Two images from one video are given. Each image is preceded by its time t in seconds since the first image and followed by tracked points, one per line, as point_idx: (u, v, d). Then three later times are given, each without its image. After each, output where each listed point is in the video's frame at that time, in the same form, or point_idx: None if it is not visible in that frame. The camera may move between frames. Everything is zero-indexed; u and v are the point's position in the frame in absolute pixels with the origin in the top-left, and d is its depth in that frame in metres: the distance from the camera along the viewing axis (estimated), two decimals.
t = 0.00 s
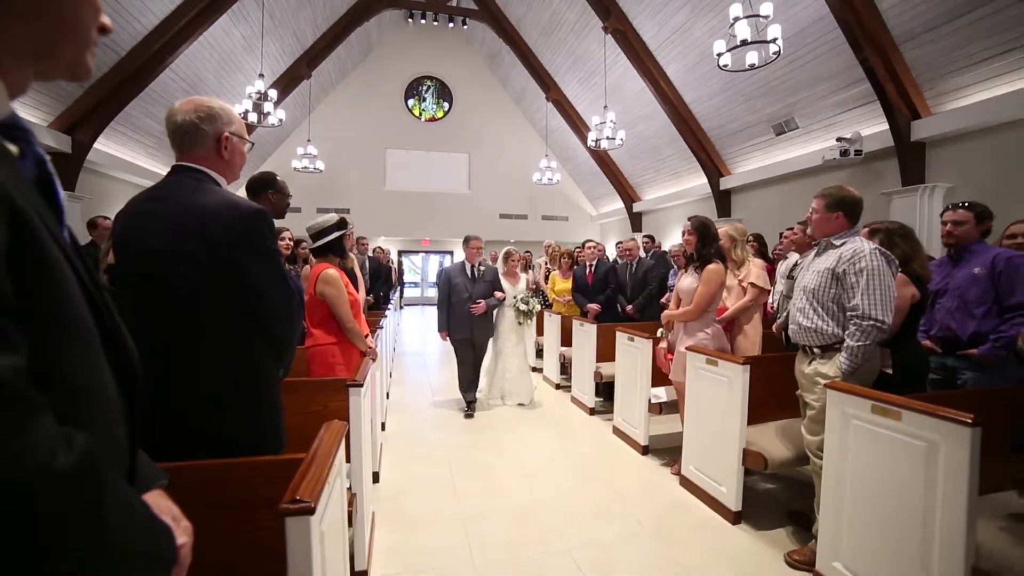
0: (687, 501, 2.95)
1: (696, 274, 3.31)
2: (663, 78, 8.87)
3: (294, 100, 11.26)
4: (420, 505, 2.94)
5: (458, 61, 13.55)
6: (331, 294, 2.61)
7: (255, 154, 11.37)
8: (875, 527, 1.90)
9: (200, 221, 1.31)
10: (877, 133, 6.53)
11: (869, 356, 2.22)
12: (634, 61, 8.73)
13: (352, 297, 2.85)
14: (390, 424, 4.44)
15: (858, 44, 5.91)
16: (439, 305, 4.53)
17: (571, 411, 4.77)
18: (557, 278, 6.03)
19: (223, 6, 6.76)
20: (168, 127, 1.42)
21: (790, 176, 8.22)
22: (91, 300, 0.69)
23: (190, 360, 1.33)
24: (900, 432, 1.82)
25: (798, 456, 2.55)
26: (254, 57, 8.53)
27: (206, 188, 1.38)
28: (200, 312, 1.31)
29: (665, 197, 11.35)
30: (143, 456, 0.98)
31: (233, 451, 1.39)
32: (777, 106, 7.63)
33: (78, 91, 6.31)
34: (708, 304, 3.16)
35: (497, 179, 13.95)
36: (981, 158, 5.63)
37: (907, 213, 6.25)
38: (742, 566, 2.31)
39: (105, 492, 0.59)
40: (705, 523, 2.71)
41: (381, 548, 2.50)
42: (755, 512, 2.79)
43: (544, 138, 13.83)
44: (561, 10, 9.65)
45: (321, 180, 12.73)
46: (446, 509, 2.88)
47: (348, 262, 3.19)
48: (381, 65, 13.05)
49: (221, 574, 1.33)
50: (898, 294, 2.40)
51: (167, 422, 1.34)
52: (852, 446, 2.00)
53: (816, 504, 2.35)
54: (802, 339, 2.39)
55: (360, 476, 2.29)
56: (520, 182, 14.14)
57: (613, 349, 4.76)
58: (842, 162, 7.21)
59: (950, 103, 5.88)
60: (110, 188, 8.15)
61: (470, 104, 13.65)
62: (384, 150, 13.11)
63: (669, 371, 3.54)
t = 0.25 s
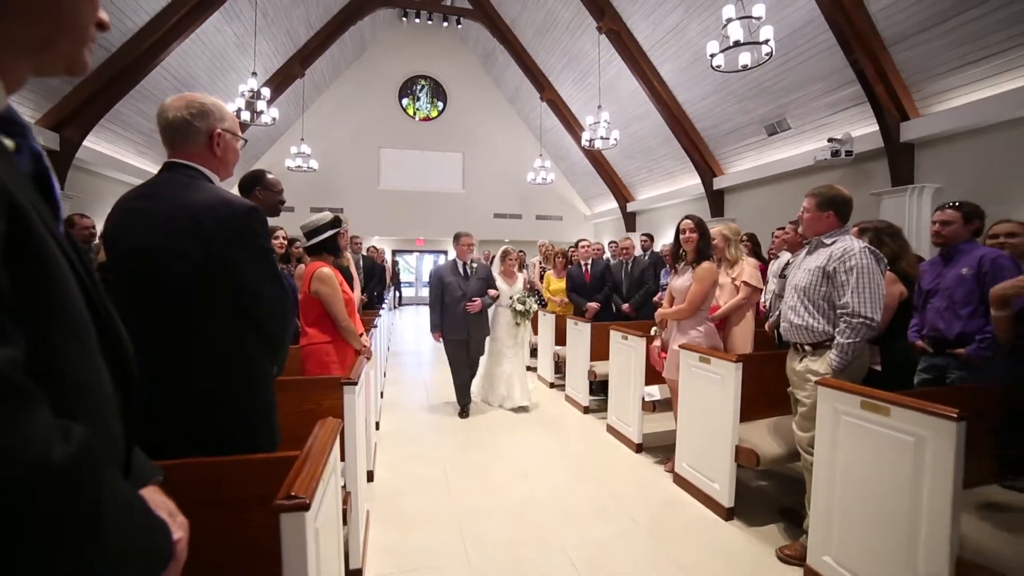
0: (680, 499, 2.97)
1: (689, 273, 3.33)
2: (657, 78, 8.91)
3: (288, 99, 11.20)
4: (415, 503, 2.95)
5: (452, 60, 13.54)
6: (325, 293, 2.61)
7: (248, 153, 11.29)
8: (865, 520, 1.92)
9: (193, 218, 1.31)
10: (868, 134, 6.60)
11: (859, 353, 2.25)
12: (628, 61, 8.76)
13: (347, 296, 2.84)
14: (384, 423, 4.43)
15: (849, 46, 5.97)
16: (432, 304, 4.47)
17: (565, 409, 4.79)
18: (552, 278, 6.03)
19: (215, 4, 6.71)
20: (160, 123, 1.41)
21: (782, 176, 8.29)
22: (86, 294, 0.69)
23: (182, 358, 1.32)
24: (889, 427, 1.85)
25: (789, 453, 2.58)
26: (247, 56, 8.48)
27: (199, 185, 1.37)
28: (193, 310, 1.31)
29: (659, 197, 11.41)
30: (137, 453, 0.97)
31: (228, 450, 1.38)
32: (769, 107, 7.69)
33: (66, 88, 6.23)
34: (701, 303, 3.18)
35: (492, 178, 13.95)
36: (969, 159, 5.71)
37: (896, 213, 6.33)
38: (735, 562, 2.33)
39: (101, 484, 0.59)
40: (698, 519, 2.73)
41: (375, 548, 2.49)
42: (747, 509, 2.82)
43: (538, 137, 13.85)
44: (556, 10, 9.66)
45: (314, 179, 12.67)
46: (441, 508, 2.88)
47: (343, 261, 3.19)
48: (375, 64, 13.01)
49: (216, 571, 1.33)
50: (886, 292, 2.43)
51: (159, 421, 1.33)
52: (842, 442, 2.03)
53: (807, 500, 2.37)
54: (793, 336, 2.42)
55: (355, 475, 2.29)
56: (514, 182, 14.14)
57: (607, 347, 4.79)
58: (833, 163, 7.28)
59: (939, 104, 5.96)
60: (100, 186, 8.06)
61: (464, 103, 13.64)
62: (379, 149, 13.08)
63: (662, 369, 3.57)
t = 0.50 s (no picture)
0: (673, 496, 2.99)
1: (680, 272, 3.37)
2: (649, 78, 8.95)
3: (280, 98, 11.12)
4: (408, 503, 2.95)
5: (446, 59, 13.51)
6: (318, 292, 2.61)
7: (238, 151, 11.20)
8: (853, 515, 1.95)
9: (183, 216, 1.31)
10: (857, 135, 6.68)
11: (846, 351, 2.28)
12: (621, 61, 8.79)
13: (340, 295, 2.84)
14: (377, 423, 4.41)
15: (838, 48, 6.04)
16: (424, 303, 4.46)
17: (558, 408, 4.81)
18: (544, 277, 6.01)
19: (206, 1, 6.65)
20: (148, 121, 1.40)
21: (773, 176, 8.36)
22: (78, 291, 0.69)
23: (174, 357, 1.31)
24: (873, 422, 1.88)
25: (779, 450, 2.62)
26: (238, 54, 8.41)
27: (190, 184, 1.37)
28: (185, 309, 1.31)
29: (651, 197, 11.47)
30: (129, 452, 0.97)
31: (221, 449, 1.38)
32: (760, 108, 7.76)
33: (53, 85, 6.14)
34: (693, 302, 3.21)
35: (485, 178, 13.94)
36: (956, 160, 5.80)
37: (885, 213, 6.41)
38: (725, 557, 2.36)
39: (91, 481, 0.59)
40: (689, 516, 2.76)
41: (369, 546, 2.49)
42: (739, 505, 2.85)
43: (532, 137, 13.86)
44: (549, 10, 9.68)
45: (306, 178, 12.59)
46: (435, 507, 2.89)
47: (336, 261, 3.19)
48: (368, 63, 12.96)
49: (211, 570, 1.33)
50: (873, 291, 2.48)
51: (151, 421, 1.32)
52: (830, 438, 2.06)
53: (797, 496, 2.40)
54: (783, 335, 2.45)
55: (348, 474, 2.29)
56: (508, 182, 14.14)
57: (600, 346, 4.81)
58: (823, 163, 7.36)
59: (925, 106, 6.05)
60: (86, 185, 7.96)
61: (458, 102, 13.61)
62: (371, 148, 13.03)
63: (654, 367, 3.59)
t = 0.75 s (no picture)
0: (664, 495, 3.02)
1: (672, 273, 3.39)
2: (642, 79, 9.00)
3: (271, 96, 11.04)
4: (400, 503, 2.95)
5: (439, 59, 13.48)
6: (309, 293, 2.60)
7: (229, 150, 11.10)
8: (839, 513, 1.98)
9: (171, 217, 1.30)
10: (846, 137, 6.76)
11: (834, 351, 2.31)
12: (613, 62, 8.83)
13: (332, 296, 2.84)
14: (370, 423, 4.41)
15: (827, 51, 6.11)
16: (416, 304, 4.38)
17: (551, 408, 4.83)
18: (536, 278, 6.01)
19: None
20: (137, 122, 1.40)
21: (763, 177, 8.45)
22: (66, 294, 0.69)
23: (163, 359, 1.30)
24: (861, 421, 1.91)
25: (768, 449, 2.65)
26: (229, 51, 8.34)
27: (178, 184, 1.37)
28: (175, 310, 1.30)
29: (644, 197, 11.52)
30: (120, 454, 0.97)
31: (211, 451, 1.37)
32: (751, 109, 7.83)
33: (39, 82, 6.05)
34: (684, 302, 3.24)
35: (478, 178, 13.93)
36: (942, 163, 5.89)
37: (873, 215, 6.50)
38: (716, 555, 2.39)
39: (82, 484, 0.59)
40: (680, 515, 2.78)
41: (361, 547, 2.49)
42: (728, 504, 2.88)
43: (524, 137, 13.87)
44: (542, 10, 9.69)
45: (298, 178, 12.52)
46: (427, 507, 2.89)
47: (328, 262, 3.18)
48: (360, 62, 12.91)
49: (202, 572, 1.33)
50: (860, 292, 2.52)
51: (141, 423, 1.31)
52: (818, 437, 2.08)
53: (785, 494, 2.43)
54: (772, 335, 2.48)
55: (340, 475, 2.28)
56: (501, 181, 14.13)
57: (592, 347, 4.83)
58: (813, 164, 7.44)
59: (912, 110, 6.14)
60: (73, 183, 7.85)
61: (451, 102, 13.59)
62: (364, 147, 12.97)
63: (646, 367, 3.62)
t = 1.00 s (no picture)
0: (657, 493, 3.03)
1: (664, 272, 3.41)
2: (635, 80, 9.03)
3: (263, 95, 10.95)
4: (394, 504, 2.94)
5: (432, 58, 13.45)
6: (301, 293, 2.58)
7: (220, 149, 10.99)
8: (830, 509, 2.00)
9: (158, 215, 1.28)
10: (836, 138, 6.83)
11: (825, 350, 2.33)
12: (607, 63, 8.86)
13: (324, 296, 2.82)
14: (363, 423, 4.39)
15: (817, 53, 6.17)
16: (411, 306, 4.20)
17: (544, 408, 4.83)
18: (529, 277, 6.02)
19: None
20: (123, 119, 1.38)
21: (755, 178, 8.51)
22: (52, 294, 0.68)
23: (150, 359, 1.29)
24: (851, 419, 1.93)
25: (759, 447, 2.67)
26: (220, 49, 8.27)
27: (165, 183, 1.35)
28: (162, 309, 1.28)
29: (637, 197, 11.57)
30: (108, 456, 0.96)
31: (199, 452, 1.35)
32: (743, 110, 7.88)
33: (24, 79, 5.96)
34: (676, 302, 3.26)
35: (471, 177, 13.90)
36: (930, 164, 5.97)
37: (862, 215, 6.56)
38: (708, 553, 2.40)
39: (65, 488, 0.58)
40: (673, 513, 2.79)
41: (354, 548, 2.48)
42: (721, 501, 2.90)
43: (518, 137, 13.87)
44: (536, 10, 9.69)
45: (290, 177, 12.44)
46: (420, 508, 2.88)
47: (320, 261, 3.17)
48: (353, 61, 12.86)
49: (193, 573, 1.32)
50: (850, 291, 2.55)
51: (127, 425, 1.29)
52: (809, 435, 2.10)
53: (777, 492, 2.45)
54: (764, 334, 2.50)
55: (333, 476, 2.27)
56: (494, 181, 14.12)
57: (585, 346, 4.85)
58: (805, 165, 7.50)
59: (900, 111, 6.21)
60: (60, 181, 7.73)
61: (444, 101, 13.56)
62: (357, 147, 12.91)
63: (639, 367, 3.63)
